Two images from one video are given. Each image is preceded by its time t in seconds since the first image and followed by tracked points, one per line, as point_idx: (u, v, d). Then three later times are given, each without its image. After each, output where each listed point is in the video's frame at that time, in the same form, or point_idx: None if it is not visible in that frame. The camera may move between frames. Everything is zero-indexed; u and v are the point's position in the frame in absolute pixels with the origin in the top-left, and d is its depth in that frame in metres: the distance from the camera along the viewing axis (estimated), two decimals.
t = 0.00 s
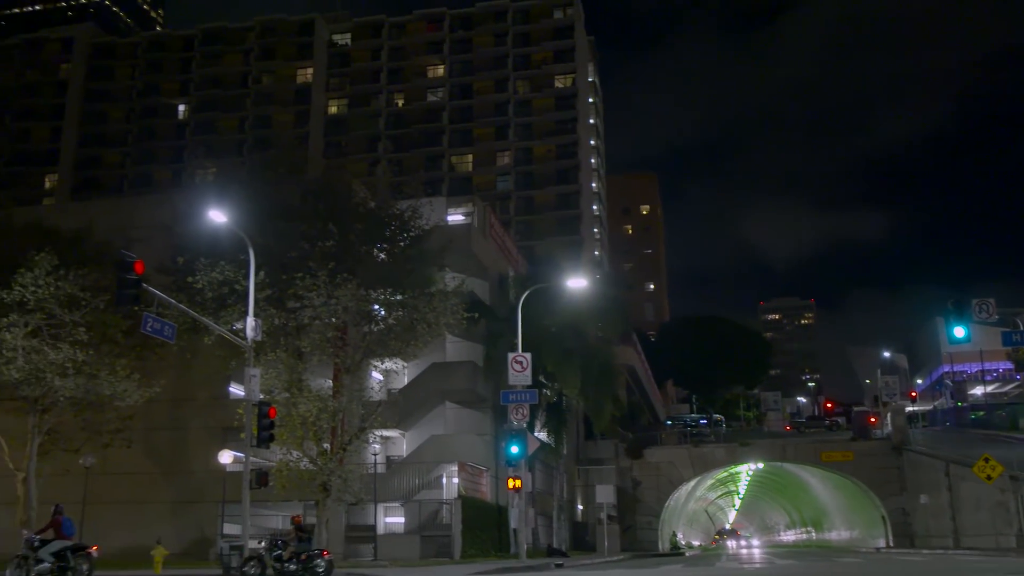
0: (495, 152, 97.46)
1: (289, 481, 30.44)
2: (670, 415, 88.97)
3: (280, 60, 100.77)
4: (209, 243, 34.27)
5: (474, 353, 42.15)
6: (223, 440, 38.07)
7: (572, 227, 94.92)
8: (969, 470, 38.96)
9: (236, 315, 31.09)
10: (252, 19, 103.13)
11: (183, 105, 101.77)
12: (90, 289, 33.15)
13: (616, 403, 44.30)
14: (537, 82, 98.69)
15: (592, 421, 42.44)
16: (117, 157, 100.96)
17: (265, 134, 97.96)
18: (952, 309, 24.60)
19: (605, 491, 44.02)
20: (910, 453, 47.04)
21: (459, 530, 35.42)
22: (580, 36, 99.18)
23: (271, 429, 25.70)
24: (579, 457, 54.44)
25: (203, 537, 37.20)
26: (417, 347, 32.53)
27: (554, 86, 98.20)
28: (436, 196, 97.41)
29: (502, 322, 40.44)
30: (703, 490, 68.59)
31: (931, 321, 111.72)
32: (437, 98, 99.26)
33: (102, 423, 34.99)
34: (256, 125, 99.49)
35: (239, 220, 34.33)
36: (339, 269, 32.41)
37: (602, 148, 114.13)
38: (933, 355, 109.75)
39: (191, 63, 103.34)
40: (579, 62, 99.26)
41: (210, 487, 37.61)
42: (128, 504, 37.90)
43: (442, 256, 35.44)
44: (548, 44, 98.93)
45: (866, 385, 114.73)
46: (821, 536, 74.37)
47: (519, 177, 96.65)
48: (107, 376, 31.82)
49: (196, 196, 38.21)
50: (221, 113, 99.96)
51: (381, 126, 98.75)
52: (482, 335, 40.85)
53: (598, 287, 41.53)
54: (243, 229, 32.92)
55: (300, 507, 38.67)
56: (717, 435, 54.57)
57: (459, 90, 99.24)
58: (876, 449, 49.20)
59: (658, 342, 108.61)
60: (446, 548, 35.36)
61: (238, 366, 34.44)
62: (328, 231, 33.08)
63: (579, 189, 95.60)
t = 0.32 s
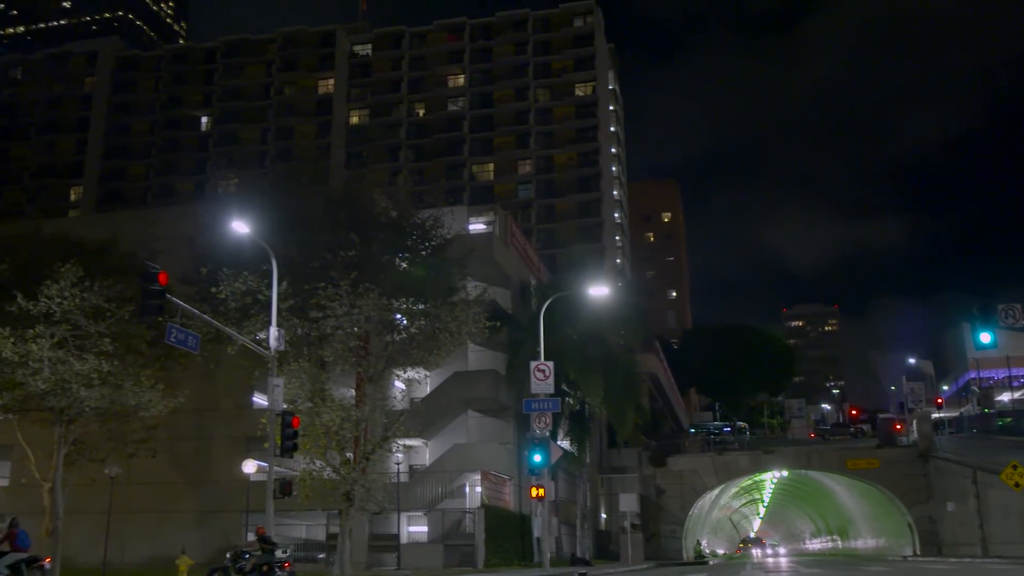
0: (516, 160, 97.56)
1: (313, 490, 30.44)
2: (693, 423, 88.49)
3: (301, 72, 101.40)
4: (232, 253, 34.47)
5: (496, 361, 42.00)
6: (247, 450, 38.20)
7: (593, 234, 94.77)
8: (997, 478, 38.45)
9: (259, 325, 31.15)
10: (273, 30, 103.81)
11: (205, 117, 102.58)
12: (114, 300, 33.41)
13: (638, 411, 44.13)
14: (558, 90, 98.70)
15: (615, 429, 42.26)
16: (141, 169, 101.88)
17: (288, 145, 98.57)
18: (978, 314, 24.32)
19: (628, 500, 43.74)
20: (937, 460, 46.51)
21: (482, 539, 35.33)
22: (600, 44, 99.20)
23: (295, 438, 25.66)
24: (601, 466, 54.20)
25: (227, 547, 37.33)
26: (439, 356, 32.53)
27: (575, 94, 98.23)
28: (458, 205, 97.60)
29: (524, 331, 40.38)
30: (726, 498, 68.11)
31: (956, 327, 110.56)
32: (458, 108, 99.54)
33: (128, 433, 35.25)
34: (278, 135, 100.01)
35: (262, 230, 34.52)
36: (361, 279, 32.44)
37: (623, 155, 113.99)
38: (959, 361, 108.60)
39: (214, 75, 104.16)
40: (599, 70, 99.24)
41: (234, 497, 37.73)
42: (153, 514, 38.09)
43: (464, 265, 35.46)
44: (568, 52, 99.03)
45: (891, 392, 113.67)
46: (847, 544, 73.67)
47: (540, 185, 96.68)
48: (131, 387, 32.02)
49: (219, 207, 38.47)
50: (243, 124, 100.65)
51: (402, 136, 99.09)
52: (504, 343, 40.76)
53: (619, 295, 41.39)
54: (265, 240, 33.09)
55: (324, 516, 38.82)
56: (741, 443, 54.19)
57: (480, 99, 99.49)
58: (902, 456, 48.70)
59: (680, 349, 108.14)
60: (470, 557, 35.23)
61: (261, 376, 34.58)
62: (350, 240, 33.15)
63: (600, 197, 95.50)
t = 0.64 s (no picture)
0: (535, 168, 97.64)
1: (335, 499, 30.43)
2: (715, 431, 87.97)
3: (321, 82, 101.91)
4: (253, 263, 34.68)
5: (517, 369, 41.99)
6: (268, 459, 38.29)
7: (613, 242, 94.55)
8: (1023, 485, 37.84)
9: (280, 335, 31.27)
10: (293, 41, 104.44)
11: (225, 128, 103.28)
12: (137, 310, 33.68)
13: (660, 419, 43.93)
14: (577, 98, 98.65)
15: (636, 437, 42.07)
16: (163, 180, 102.87)
17: (307, 155, 99.13)
18: (1001, 320, 23.91)
19: (650, 508, 43.50)
20: (962, 467, 45.87)
21: (504, 547, 35.16)
22: (618, 51, 99.08)
23: (316, 448, 25.63)
24: (623, 474, 54.03)
25: (249, 555, 37.43)
26: (459, 365, 32.53)
27: (593, 101, 98.19)
28: (477, 213, 97.77)
29: (545, 338, 40.35)
30: (749, 505, 67.68)
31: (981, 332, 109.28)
32: (477, 116, 99.75)
33: (149, 442, 35.41)
34: (297, 145, 100.43)
35: (283, 240, 34.67)
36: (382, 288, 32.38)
37: (642, 162, 113.78)
38: (983, 367, 107.36)
39: (234, 86, 104.90)
40: (617, 77, 99.14)
41: (256, 506, 37.82)
42: (175, 523, 38.25)
43: (484, 274, 35.46)
44: (586, 60, 99.02)
45: (914, 398, 112.52)
46: (870, 552, 73.01)
47: (559, 193, 96.68)
48: (154, 397, 32.20)
49: (240, 217, 38.68)
50: (263, 134, 101.27)
51: (421, 145, 99.40)
52: (524, 352, 40.72)
53: (640, 303, 41.21)
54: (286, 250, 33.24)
55: (345, 525, 38.67)
56: (763, 450, 53.80)
57: (498, 107, 99.68)
58: (926, 463, 48.16)
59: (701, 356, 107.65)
60: (491, 566, 35.07)
61: (282, 386, 34.69)
62: (370, 249, 33.17)
63: (619, 204, 95.33)
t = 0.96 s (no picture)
0: (553, 177, 97.69)
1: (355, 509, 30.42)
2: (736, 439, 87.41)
3: (339, 92, 102.42)
4: (273, 274, 34.83)
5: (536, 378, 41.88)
6: (288, 469, 38.36)
7: (631, 250, 94.29)
8: None
9: (300, 344, 31.34)
10: (311, 52, 104.97)
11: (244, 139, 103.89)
12: (158, 321, 33.89)
13: (679, 427, 43.70)
14: (595, 106, 98.68)
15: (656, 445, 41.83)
16: (183, 192, 103.62)
17: (326, 165, 99.55)
18: None
19: (670, 516, 43.25)
20: (986, 475, 45.34)
21: (525, 556, 34.99)
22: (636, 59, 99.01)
23: (337, 457, 25.60)
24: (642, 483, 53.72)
25: (269, 564, 37.48)
26: (479, 374, 32.50)
27: (611, 110, 98.16)
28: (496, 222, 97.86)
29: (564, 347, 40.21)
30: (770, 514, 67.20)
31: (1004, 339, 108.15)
32: (495, 125, 99.95)
33: (170, 452, 35.55)
34: (315, 156, 100.89)
35: (302, 250, 34.82)
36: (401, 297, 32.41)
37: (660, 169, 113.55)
38: (1007, 374, 106.25)
39: (252, 97, 105.53)
40: (635, 85, 99.02)
41: (276, 515, 37.87)
42: (196, 533, 38.38)
43: (503, 283, 35.43)
44: (604, 68, 99.03)
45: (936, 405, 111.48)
46: (893, 560, 72.34)
47: (578, 201, 96.65)
48: (175, 407, 32.35)
49: (260, 228, 38.88)
50: (282, 145, 101.83)
51: (439, 155, 99.60)
52: (544, 360, 40.64)
53: (660, 311, 41.05)
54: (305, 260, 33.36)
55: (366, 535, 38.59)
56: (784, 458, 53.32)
57: (516, 116, 99.86)
58: (949, 470, 47.57)
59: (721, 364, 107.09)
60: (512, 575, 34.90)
61: (302, 395, 34.76)
62: (389, 259, 33.21)
63: (638, 212, 95.19)
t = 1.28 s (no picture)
0: (569, 189, 97.75)
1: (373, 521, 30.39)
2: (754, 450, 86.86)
3: (356, 105, 102.90)
4: (291, 288, 34.97)
5: (554, 390, 41.85)
6: (307, 481, 38.38)
7: (648, 260, 94.12)
8: None
9: (318, 357, 31.38)
10: (328, 66, 105.56)
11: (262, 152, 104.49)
12: (178, 334, 34.09)
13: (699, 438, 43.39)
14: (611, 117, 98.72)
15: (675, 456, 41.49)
16: (202, 206, 104.34)
17: (343, 178, 99.98)
18: None
19: (689, 527, 42.96)
20: (1010, 484, 44.75)
21: (544, 569, 34.85)
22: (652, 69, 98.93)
23: (355, 470, 25.58)
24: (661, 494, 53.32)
25: None
26: (496, 386, 32.43)
27: (627, 121, 98.12)
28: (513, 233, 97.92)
29: (582, 358, 40.07)
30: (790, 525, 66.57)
31: None
32: (511, 137, 100.16)
33: (189, 465, 35.65)
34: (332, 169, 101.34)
35: (319, 263, 34.96)
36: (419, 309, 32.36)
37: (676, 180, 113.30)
38: None
39: (270, 111, 106.17)
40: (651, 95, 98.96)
41: (294, 528, 37.88)
42: (216, 545, 38.47)
43: (521, 294, 35.37)
44: (620, 79, 99.03)
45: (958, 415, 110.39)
46: (916, 572, 71.60)
47: (594, 212, 96.60)
48: (194, 420, 32.50)
49: (277, 240, 39.05)
50: (299, 159, 102.37)
51: (456, 167, 99.90)
52: (562, 371, 40.53)
53: (678, 321, 40.85)
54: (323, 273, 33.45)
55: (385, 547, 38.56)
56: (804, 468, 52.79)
57: (532, 128, 100.04)
58: (971, 480, 46.95)
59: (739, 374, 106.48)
60: None
61: (320, 408, 34.82)
62: (406, 271, 33.22)
63: (654, 223, 94.98)
